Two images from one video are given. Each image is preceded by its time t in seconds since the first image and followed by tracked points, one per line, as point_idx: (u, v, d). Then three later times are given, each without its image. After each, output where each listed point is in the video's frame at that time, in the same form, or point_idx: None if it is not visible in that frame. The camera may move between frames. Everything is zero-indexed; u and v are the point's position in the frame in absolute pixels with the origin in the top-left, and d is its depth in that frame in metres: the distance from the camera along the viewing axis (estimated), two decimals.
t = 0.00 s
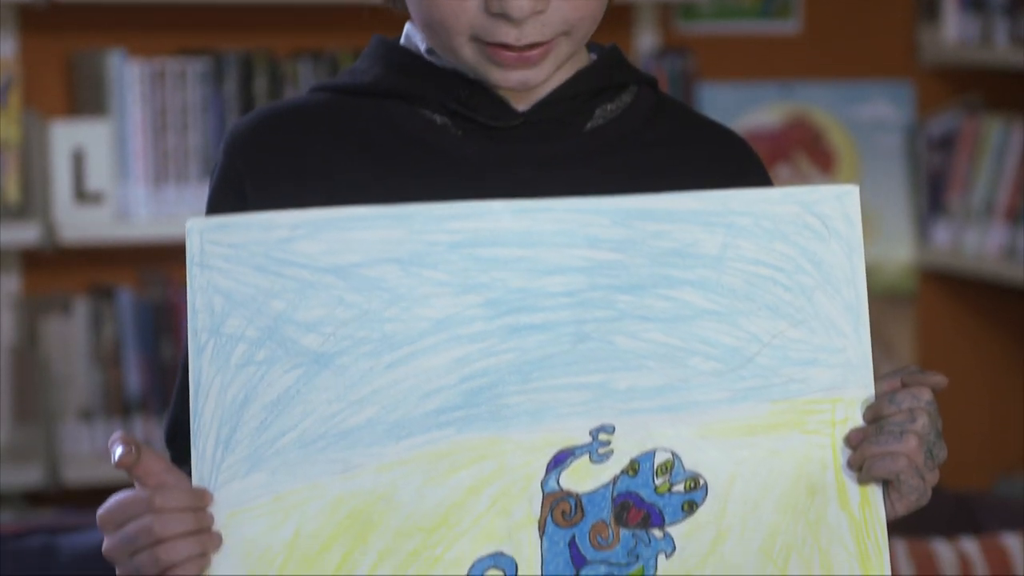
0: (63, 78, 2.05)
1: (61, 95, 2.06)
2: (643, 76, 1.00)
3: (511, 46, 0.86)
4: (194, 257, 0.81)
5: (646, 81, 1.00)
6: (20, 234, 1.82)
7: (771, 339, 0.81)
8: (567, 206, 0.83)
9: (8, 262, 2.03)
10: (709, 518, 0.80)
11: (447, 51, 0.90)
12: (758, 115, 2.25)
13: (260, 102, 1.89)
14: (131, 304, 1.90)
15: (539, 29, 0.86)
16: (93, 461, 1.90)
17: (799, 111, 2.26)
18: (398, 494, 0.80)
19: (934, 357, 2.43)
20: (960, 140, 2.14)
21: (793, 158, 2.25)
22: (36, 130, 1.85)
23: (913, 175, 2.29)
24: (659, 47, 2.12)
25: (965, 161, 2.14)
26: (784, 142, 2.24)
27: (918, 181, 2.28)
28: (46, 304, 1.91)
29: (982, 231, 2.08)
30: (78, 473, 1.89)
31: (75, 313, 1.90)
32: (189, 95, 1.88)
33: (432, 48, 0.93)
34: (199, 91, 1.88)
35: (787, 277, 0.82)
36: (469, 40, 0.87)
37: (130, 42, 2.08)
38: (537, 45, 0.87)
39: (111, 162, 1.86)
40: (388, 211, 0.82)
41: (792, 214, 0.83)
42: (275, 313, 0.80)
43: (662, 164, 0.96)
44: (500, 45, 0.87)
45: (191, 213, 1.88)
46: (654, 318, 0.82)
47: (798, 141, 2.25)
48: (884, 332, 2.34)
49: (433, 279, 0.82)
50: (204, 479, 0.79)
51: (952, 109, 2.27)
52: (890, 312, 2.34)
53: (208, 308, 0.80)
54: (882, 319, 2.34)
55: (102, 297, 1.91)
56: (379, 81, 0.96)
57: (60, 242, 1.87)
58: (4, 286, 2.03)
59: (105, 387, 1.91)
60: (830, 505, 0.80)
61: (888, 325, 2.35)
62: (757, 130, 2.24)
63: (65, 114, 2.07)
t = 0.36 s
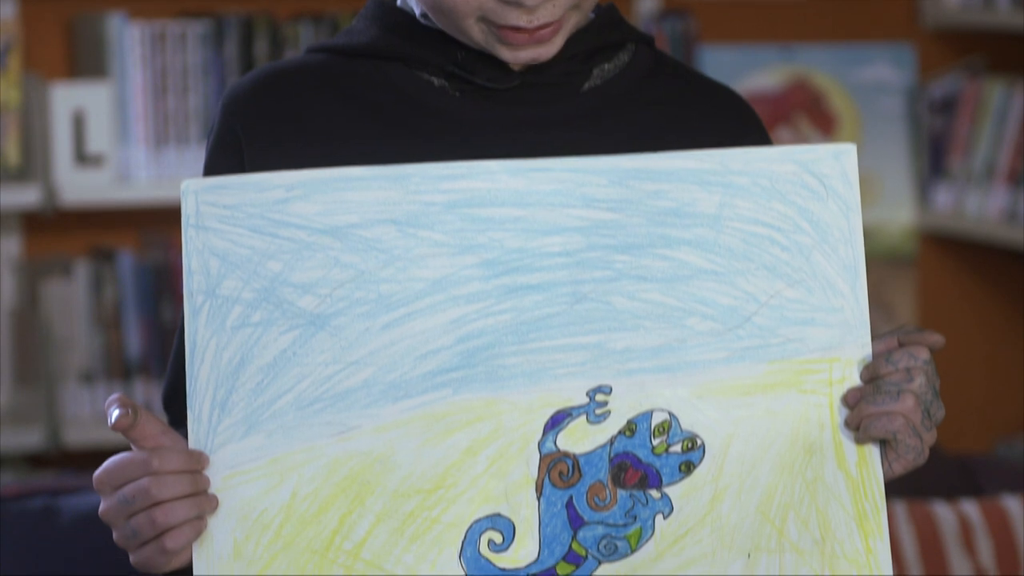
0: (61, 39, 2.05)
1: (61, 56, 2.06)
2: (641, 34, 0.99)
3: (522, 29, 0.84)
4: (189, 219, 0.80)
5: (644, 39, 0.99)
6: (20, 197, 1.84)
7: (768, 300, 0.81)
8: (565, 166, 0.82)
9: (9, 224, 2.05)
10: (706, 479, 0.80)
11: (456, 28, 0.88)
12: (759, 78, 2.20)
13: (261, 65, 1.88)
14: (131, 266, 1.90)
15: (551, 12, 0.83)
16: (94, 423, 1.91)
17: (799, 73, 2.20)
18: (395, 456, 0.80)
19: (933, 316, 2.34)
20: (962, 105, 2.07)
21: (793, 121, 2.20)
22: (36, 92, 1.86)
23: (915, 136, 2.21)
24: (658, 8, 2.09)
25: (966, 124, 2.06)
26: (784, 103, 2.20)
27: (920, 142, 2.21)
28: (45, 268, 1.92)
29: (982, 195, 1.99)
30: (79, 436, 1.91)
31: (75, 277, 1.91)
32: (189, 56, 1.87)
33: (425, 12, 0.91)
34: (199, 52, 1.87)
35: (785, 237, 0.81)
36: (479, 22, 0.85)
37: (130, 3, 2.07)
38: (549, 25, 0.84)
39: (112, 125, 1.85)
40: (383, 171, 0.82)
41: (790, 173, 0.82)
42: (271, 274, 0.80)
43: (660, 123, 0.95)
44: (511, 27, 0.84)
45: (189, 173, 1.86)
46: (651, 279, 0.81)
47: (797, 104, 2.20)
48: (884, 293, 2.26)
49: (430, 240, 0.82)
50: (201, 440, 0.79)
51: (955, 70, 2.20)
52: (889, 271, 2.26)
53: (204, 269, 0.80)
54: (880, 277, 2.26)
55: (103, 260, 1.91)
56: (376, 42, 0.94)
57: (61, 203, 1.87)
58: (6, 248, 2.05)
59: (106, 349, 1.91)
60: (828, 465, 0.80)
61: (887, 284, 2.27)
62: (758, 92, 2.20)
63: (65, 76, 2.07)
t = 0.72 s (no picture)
0: (59, 16, 1.99)
1: (60, 35, 2.00)
2: (633, 10, 0.98)
3: (514, 11, 0.83)
4: (178, 200, 0.80)
5: (637, 15, 0.98)
6: (20, 176, 1.81)
7: (760, 276, 0.80)
8: (555, 143, 0.82)
9: (9, 202, 2.02)
10: (700, 456, 0.80)
11: (451, 9, 0.87)
12: (760, 57, 2.07)
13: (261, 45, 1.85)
14: (132, 246, 1.88)
15: None
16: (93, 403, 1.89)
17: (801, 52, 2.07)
18: (388, 437, 0.80)
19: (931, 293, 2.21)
20: (963, 83, 1.98)
21: (795, 102, 2.07)
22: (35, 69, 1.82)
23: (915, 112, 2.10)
24: None
25: (968, 103, 1.98)
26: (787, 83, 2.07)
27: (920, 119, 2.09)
28: (46, 248, 1.90)
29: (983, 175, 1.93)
30: (80, 415, 1.89)
31: (76, 256, 1.88)
32: (189, 35, 1.85)
33: None
34: (199, 31, 1.85)
35: (776, 211, 0.81)
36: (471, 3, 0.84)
37: None
38: (541, 7, 0.83)
39: (112, 102, 1.83)
40: (373, 150, 0.82)
41: (780, 147, 0.81)
42: (262, 255, 0.80)
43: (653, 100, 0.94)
44: (502, 9, 0.83)
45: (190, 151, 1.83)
46: (643, 255, 0.81)
47: (799, 83, 2.07)
48: (883, 271, 2.14)
49: (421, 219, 0.81)
50: (193, 423, 0.79)
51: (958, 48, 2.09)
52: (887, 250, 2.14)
53: (194, 250, 0.80)
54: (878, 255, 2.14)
55: (103, 239, 1.89)
56: (366, 23, 0.94)
57: (61, 183, 1.84)
58: (5, 229, 2.01)
59: (106, 328, 1.89)
60: (821, 440, 0.79)
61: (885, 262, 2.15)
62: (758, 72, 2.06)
63: (64, 56, 2.01)
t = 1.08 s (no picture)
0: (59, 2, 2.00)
1: (60, 19, 2.01)
2: None
3: None
4: (172, 183, 0.80)
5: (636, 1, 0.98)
6: (20, 161, 1.82)
7: (755, 262, 0.80)
8: (551, 128, 0.82)
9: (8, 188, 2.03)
10: (694, 442, 0.80)
11: None
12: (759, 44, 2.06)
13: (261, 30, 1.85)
14: (132, 231, 1.89)
15: None
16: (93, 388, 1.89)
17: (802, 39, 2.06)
18: (381, 422, 0.80)
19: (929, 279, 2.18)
20: (964, 68, 1.93)
21: (795, 87, 2.06)
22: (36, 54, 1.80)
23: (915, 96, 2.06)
24: None
25: (968, 88, 1.93)
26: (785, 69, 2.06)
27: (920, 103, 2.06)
28: (46, 234, 1.92)
29: (984, 159, 1.85)
30: (79, 401, 1.88)
31: (75, 242, 1.89)
32: (189, 20, 1.84)
33: None
34: (199, 16, 1.84)
35: (771, 197, 0.81)
36: None
37: None
38: None
39: (112, 89, 1.83)
40: (368, 135, 0.82)
41: (777, 133, 0.81)
42: (256, 239, 0.80)
43: (652, 86, 0.93)
44: None
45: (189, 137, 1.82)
46: (638, 241, 0.81)
47: (799, 70, 2.06)
48: (881, 256, 2.11)
49: (415, 204, 0.81)
50: (187, 407, 0.79)
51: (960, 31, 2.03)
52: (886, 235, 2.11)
53: (188, 234, 0.80)
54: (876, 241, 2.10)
55: (103, 225, 1.90)
56: (364, 7, 0.94)
57: (60, 169, 1.85)
58: (5, 214, 2.02)
59: (106, 314, 1.90)
60: (815, 427, 0.79)
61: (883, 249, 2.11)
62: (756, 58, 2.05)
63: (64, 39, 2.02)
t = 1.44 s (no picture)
0: None
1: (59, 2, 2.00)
2: None
3: None
4: (170, 157, 0.81)
5: None
6: (21, 143, 1.81)
7: (750, 242, 0.81)
8: (549, 107, 0.82)
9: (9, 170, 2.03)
10: (687, 421, 0.80)
11: None
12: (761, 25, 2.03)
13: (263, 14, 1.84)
14: (132, 214, 1.90)
15: None
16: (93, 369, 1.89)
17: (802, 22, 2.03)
18: (376, 398, 0.80)
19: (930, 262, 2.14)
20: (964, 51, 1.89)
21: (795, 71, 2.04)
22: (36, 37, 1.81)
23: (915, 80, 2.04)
24: None
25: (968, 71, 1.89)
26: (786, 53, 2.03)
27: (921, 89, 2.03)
28: (46, 216, 1.92)
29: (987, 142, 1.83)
30: (77, 382, 1.89)
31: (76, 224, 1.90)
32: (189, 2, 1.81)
33: None
34: None
35: (767, 177, 0.81)
36: None
37: None
38: None
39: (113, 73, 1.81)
40: (366, 111, 0.82)
41: (773, 114, 0.81)
42: (252, 214, 0.80)
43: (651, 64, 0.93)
44: None
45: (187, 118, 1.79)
46: (633, 220, 0.81)
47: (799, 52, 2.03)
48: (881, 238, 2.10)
49: (412, 181, 0.82)
50: (181, 381, 0.79)
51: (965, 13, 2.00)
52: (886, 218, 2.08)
53: (185, 208, 0.80)
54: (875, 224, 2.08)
55: (103, 207, 1.91)
56: None
57: (60, 151, 1.85)
58: (6, 196, 2.03)
59: (106, 296, 1.90)
60: (808, 407, 0.80)
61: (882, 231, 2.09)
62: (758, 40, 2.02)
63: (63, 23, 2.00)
